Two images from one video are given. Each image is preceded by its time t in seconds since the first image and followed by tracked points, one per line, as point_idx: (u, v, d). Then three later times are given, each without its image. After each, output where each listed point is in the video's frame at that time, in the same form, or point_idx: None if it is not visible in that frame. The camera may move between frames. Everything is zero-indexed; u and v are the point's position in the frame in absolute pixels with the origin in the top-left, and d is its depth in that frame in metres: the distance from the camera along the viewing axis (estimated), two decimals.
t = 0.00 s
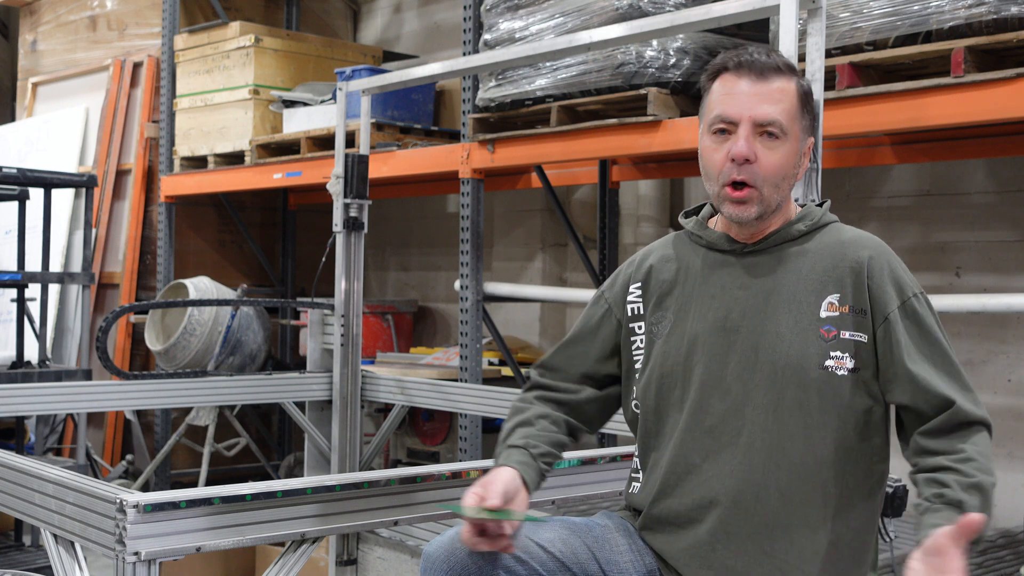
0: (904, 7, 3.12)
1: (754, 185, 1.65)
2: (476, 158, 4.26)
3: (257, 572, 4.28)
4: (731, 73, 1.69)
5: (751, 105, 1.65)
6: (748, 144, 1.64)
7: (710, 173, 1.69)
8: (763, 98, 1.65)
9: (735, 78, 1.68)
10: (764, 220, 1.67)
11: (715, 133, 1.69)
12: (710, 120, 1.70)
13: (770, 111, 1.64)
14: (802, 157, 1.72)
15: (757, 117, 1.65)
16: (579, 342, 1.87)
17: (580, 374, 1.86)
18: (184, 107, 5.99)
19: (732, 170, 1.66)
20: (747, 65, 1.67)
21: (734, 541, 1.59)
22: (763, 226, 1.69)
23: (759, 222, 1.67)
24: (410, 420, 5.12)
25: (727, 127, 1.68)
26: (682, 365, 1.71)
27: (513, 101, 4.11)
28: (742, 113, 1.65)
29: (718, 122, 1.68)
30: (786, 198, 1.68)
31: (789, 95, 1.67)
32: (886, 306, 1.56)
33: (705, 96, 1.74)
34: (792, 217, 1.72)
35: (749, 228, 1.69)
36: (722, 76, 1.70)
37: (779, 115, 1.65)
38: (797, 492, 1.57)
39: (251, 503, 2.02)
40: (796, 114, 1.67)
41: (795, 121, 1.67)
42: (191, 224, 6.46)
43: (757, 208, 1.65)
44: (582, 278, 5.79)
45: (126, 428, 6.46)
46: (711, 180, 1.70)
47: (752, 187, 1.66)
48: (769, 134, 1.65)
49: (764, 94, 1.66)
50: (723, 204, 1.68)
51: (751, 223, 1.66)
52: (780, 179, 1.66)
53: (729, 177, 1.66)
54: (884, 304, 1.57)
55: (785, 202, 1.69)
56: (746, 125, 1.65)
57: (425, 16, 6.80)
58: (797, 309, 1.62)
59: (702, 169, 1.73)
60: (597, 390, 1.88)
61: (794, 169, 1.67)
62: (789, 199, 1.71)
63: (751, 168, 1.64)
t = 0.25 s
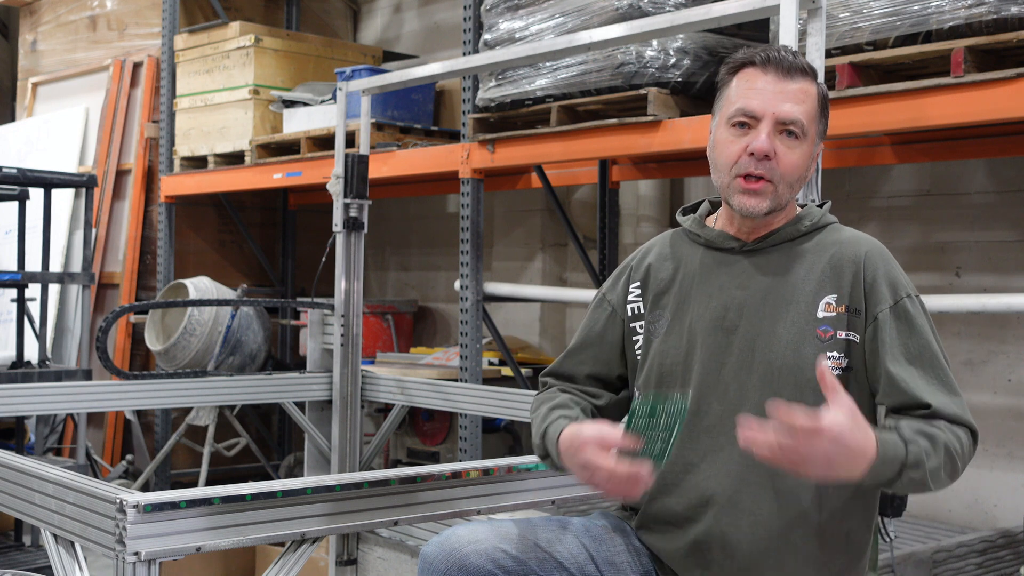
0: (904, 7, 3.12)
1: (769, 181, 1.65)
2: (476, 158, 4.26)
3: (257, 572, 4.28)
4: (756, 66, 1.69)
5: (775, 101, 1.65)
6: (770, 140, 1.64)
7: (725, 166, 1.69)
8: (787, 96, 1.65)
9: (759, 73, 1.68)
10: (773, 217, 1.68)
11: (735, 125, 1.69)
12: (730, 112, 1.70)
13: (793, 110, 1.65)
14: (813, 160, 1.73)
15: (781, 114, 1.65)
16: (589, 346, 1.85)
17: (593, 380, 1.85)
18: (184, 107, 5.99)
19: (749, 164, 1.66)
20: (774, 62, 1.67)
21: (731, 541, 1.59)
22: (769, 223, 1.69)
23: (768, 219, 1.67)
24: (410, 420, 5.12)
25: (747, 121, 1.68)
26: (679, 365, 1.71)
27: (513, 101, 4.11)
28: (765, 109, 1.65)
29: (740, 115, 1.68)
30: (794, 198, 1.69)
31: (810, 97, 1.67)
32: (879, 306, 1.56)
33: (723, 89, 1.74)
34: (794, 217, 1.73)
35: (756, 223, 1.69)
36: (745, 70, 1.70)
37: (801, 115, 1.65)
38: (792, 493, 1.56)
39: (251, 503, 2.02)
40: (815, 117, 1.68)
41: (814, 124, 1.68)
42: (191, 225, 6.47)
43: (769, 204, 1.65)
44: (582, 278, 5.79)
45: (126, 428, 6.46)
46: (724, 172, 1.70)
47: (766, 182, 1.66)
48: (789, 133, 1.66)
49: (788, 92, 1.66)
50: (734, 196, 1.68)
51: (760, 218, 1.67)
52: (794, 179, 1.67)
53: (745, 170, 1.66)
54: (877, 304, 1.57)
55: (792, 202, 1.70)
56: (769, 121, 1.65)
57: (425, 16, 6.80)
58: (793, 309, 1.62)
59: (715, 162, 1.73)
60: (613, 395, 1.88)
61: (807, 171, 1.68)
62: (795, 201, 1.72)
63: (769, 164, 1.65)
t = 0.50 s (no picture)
0: (904, 7, 3.12)
1: (766, 193, 1.65)
2: (476, 158, 4.26)
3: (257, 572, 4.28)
4: (751, 75, 1.67)
5: (770, 113, 1.64)
6: (764, 153, 1.64)
7: (720, 177, 1.69)
8: (783, 107, 1.64)
9: (755, 83, 1.66)
10: (770, 228, 1.68)
11: (730, 136, 1.68)
12: (725, 121, 1.69)
13: (789, 121, 1.64)
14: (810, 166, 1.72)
15: (776, 126, 1.64)
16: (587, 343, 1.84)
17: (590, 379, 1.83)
18: (184, 107, 5.99)
19: (744, 177, 1.65)
20: (770, 71, 1.65)
21: (728, 544, 1.60)
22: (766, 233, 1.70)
23: (765, 230, 1.68)
24: (410, 420, 5.12)
25: (743, 132, 1.67)
26: (677, 368, 1.71)
27: (513, 101, 4.11)
28: (761, 121, 1.64)
29: (735, 126, 1.67)
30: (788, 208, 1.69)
31: (806, 106, 1.66)
32: (876, 313, 1.57)
33: (720, 94, 1.72)
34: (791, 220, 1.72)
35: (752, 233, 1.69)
36: (740, 78, 1.69)
37: (797, 126, 1.64)
38: (789, 497, 1.57)
39: (251, 503, 2.02)
40: (812, 125, 1.67)
41: (811, 132, 1.67)
42: (191, 225, 6.46)
43: (766, 217, 1.65)
44: (582, 278, 5.78)
45: (126, 428, 6.46)
46: (720, 182, 1.70)
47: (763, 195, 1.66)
48: (785, 144, 1.65)
49: (783, 103, 1.65)
50: (731, 208, 1.68)
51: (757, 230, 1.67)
52: (790, 190, 1.66)
53: (740, 182, 1.66)
54: (874, 311, 1.57)
55: (790, 211, 1.70)
56: (764, 133, 1.64)
57: (425, 16, 6.80)
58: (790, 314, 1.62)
59: (711, 170, 1.72)
60: (607, 386, 1.84)
61: (804, 180, 1.68)
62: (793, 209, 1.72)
63: (765, 177, 1.64)
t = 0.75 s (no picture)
0: (904, 7, 3.12)
1: (766, 181, 1.66)
2: (476, 158, 4.26)
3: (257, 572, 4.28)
4: (746, 67, 1.68)
5: (766, 101, 1.65)
6: (762, 140, 1.64)
7: (718, 169, 1.69)
8: (778, 96, 1.65)
9: (749, 74, 1.67)
10: (769, 219, 1.68)
11: (727, 127, 1.69)
12: (721, 114, 1.69)
13: (785, 109, 1.65)
14: (808, 159, 1.72)
15: (772, 114, 1.65)
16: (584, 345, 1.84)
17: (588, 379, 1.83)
18: (184, 107, 5.99)
19: (742, 166, 1.66)
20: (763, 62, 1.67)
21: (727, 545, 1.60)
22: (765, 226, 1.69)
23: (765, 221, 1.67)
24: (410, 420, 5.12)
25: (739, 122, 1.68)
26: (675, 369, 1.71)
27: (513, 101, 4.11)
28: (756, 110, 1.65)
29: (731, 116, 1.68)
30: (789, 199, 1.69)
31: (801, 95, 1.67)
32: (876, 314, 1.57)
33: (714, 90, 1.73)
34: (789, 218, 1.72)
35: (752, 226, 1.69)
36: (735, 71, 1.70)
37: (793, 114, 1.65)
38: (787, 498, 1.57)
39: (251, 503, 2.02)
40: (807, 115, 1.67)
41: (807, 121, 1.67)
42: (191, 225, 6.46)
43: (765, 206, 1.65)
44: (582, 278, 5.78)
45: (126, 428, 6.46)
46: (717, 174, 1.70)
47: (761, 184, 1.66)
48: (782, 132, 1.66)
49: (778, 91, 1.65)
50: (729, 199, 1.67)
51: (756, 221, 1.67)
52: (789, 179, 1.66)
53: (739, 172, 1.66)
54: (873, 312, 1.57)
55: (789, 202, 1.70)
56: (761, 121, 1.65)
57: (425, 16, 6.80)
58: (789, 316, 1.62)
59: (708, 163, 1.73)
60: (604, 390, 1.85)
61: (802, 170, 1.68)
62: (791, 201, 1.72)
63: (763, 165, 1.65)
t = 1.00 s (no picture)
0: (904, 7, 3.12)
1: (753, 167, 1.66)
2: (476, 157, 4.26)
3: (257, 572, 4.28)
4: (732, 62, 1.72)
5: (751, 90, 1.68)
6: (749, 127, 1.66)
7: (707, 159, 1.70)
8: (763, 84, 1.68)
9: (736, 67, 1.71)
10: (759, 208, 1.68)
11: (714, 118, 1.71)
12: (709, 106, 1.72)
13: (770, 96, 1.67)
14: (799, 153, 1.73)
15: (758, 101, 1.67)
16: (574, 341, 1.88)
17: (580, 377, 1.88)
18: (184, 107, 5.99)
19: (731, 152, 1.67)
20: (748, 55, 1.71)
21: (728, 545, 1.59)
22: (756, 217, 1.69)
23: (755, 209, 1.67)
24: (410, 420, 5.12)
25: (726, 112, 1.70)
26: (674, 367, 1.71)
27: (513, 101, 4.11)
28: (742, 98, 1.68)
29: (718, 107, 1.71)
30: (781, 191, 1.69)
31: (788, 85, 1.70)
32: (876, 306, 1.57)
33: (704, 88, 1.77)
34: (783, 215, 1.73)
35: (744, 216, 1.69)
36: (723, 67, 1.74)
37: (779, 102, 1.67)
38: (789, 495, 1.56)
39: (251, 503, 2.02)
40: (795, 104, 1.69)
41: (795, 111, 1.69)
42: (191, 225, 6.46)
43: (754, 193, 1.65)
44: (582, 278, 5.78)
45: (126, 428, 6.46)
46: (706, 165, 1.71)
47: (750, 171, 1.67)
48: (769, 120, 1.67)
49: (764, 81, 1.69)
50: (720, 187, 1.68)
51: (747, 209, 1.67)
52: (778, 167, 1.67)
53: (728, 159, 1.67)
54: (873, 303, 1.57)
55: (780, 193, 1.70)
56: (747, 108, 1.67)
57: (425, 16, 6.80)
58: (787, 311, 1.62)
59: (698, 157, 1.74)
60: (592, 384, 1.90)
61: (791, 160, 1.69)
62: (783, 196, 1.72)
63: (751, 151, 1.66)
